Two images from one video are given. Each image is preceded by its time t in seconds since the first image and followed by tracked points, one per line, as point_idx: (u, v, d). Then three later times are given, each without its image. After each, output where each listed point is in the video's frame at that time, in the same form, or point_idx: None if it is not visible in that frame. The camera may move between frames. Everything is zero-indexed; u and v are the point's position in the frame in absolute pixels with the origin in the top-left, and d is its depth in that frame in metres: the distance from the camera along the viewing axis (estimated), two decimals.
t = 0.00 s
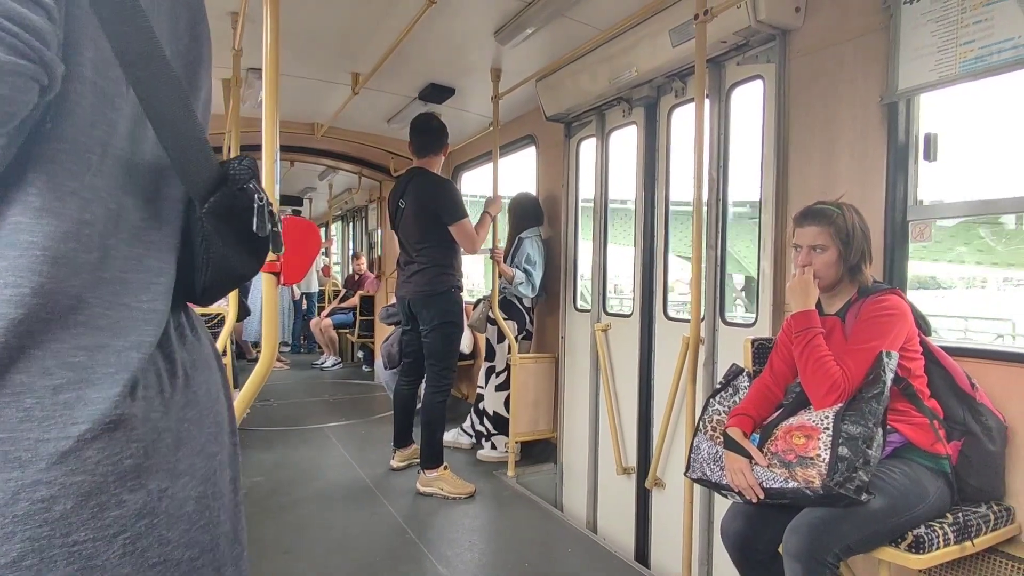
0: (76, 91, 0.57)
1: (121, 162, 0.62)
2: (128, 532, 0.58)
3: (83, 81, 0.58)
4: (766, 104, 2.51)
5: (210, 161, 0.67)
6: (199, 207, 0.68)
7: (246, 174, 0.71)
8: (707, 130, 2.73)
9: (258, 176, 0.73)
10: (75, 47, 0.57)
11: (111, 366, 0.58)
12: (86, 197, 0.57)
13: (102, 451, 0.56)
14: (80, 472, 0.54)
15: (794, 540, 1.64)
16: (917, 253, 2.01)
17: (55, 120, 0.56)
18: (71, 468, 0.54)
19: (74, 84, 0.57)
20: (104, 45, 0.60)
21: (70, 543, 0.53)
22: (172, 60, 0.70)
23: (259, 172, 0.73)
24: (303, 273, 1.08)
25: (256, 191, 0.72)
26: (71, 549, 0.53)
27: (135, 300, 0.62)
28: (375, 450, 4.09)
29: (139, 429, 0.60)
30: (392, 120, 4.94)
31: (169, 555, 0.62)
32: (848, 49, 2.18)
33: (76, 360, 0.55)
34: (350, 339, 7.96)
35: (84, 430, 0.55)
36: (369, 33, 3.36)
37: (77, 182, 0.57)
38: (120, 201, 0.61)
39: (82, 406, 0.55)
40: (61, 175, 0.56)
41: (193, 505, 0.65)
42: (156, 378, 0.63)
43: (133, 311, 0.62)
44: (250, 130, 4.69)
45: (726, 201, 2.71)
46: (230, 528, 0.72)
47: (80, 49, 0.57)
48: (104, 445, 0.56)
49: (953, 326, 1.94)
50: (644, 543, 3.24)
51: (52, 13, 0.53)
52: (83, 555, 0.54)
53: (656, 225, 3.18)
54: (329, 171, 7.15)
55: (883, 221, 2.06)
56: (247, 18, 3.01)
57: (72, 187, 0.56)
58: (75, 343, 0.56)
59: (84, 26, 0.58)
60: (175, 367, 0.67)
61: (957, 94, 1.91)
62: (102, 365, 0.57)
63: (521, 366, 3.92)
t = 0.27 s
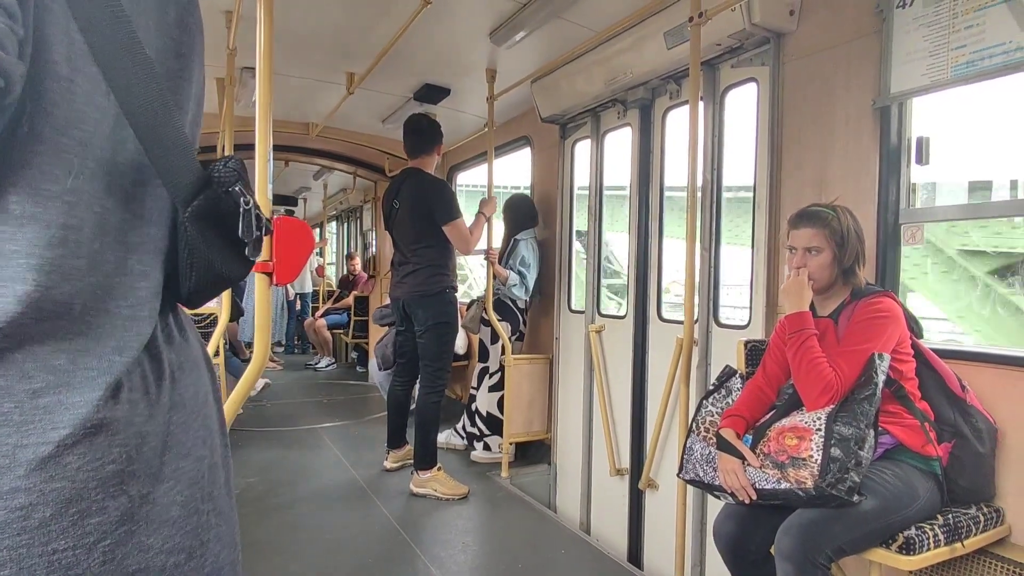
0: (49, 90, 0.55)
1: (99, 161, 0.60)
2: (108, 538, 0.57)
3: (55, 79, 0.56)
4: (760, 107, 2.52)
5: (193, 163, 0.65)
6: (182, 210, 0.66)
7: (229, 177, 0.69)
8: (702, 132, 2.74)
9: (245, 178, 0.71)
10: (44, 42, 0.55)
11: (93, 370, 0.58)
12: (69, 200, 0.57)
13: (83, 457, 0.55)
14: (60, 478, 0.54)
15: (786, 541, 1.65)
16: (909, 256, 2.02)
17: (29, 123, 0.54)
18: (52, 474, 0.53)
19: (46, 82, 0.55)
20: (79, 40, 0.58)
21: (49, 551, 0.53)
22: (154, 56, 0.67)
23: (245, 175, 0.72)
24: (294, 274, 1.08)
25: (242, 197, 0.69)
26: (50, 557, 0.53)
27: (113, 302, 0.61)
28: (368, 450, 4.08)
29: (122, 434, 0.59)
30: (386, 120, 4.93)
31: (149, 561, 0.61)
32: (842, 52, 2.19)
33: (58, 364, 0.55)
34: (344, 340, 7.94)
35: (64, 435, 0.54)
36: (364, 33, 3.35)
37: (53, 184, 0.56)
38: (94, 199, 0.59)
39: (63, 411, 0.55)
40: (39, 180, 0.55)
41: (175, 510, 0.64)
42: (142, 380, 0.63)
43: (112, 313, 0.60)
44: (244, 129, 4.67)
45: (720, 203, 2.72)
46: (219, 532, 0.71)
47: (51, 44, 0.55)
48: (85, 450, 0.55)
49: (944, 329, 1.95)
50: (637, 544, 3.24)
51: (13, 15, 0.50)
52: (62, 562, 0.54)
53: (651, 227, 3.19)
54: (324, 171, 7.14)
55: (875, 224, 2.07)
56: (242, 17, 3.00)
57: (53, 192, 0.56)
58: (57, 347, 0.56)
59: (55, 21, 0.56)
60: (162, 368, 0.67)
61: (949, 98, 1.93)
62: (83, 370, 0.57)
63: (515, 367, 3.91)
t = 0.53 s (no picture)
0: (60, 98, 0.56)
1: (114, 166, 0.60)
2: (119, 533, 0.56)
3: (65, 87, 0.56)
4: (758, 107, 2.53)
5: (199, 170, 0.63)
6: (188, 216, 0.64)
7: (236, 185, 0.66)
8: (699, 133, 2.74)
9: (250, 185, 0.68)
10: (52, 49, 0.55)
11: (105, 368, 0.57)
12: (87, 208, 0.57)
13: (98, 452, 0.54)
14: (76, 474, 0.53)
15: (783, 541, 1.66)
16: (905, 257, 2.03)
17: (45, 133, 0.55)
18: (67, 469, 0.52)
19: (56, 89, 0.55)
20: (88, 46, 0.57)
21: (63, 546, 0.52)
22: (160, 61, 0.67)
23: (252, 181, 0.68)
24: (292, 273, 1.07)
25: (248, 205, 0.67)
26: (65, 552, 0.52)
27: (123, 306, 0.60)
28: (365, 450, 4.07)
29: (134, 429, 0.58)
30: (384, 119, 4.93)
31: (156, 554, 0.60)
32: (839, 53, 2.20)
33: (73, 362, 0.55)
34: (341, 339, 7.93)
35: (79, 431, 0.53)
36: (362, 32, 3.35)
37: (67, 192, 0.56)
38: (110, 206, 0.59)
39: (77, 407, 0.54)
40: (56, 190, 0.55)
41: (180, 505, 0.64)
42: (150, 377, 0.62)
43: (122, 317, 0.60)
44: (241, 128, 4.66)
45: (717, 203, 2.73)
46: (224, 526, 0.70)
47: (59, 52, 0.55)
48: (100, 446, 0.55)
49: (939, 330, 1.96)
50: (634, 544, 3.25)
51: (12, 27, 0.48)
52: (77, 557, 0.53)
53: (648, 227, 3.19)
54: (321, 170, 7.13)
55: (872, 225, 2.08)
56: (240, 15, 2.99)
57: (70, 200, 0.56)
58: (73, 346, 0.55)
59: (64, 28, 0.56)
60: (168, 363, 0.66)
61: (945, 100, 1.93)
62: (96, 367, 0.56)
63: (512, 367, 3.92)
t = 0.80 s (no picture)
0: (65, 94, 0.55)
1: (119, 164, 0.59)
2: (124, 527, 0.55)
3: (71, 84, 0.55)
4: (757, 108, 2.53)
5: (201, 168, 0.63)
6: (188, 213, 0.64)
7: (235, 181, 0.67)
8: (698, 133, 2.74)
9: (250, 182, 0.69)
10: (56, 47, 0.54)
11: (110, 364, 0.57)
12: (92, 205, 0.57)
13: (103, 447, 0.54)
14: (81, 469, 0.52)
15: (781, 540, 1.66)
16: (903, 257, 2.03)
17: (52, 130, 0.55)
18: (73, 465, 0.52)
19: (61, 86, 0.55)
20: (93, 42, 0.57)
21: (70, 541, 0.51)
22: (163, 58, 0.67)
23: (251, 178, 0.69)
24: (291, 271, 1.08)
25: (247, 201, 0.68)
26: (70, 547, 0.51)
27: (127, 304, 0.60)
28: (363, 448, 4.07)
29: (138, 425, 0.57)
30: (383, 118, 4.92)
31: (164, 549, 0.58)
32: (838, 53, 2.20)
33: (79, 359, 0.54)
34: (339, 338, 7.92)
35: (84, 427, 0.53)
36: (362, 30, 3.34)
37: (72, 189, 0.56)
38: (115, 203, 0.59)
39: (83, 404, 0.54)
40: (62, 187, 0.55)
41: (187, 498, 0.62)
42: (153, 373, 0.62)
43: (125, 315, 0.60)
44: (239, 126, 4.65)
45: (715, 203, 2.73)
46: (232, 521, 0.69)
47: (64, 48, 0.55)
48: (105, 441, 0.54)
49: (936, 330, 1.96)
50: (631, 544, 3.25)
51: (16, 20, 0.47)
52: (83, 551, 0.52)
53: (646, 226, 3.19)
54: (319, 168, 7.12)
55: (870, 225, 2.09)
56: (239, 13, 2.98)
57: (76, 197, 0.56)
58: (78, 343, 0.55)
59: (69, 25, 0.55)
60: (169, 361, 0.65)
61: (942, 100, 1.93)
62: (102, 364, 0.56)
63: (510, 365, 3.92)
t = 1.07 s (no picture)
0: (58, 94, 0.55)
1: (112, 161, 0.59)
2: (117, 523, 0.55)
3: (63, 82, 0.55)
4: (756, 107, 2.54)
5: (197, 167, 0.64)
6: (181, 211, 0.65)
7: (229, 180, 0.69)
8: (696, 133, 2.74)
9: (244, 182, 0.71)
10: (52, 46, 0.54)
11: (102, 361, 0.56)
12: (85, 203, 0.56)
13: (96, 445, 0.53)
14: (73, 466, 0.51)
15: (777, 539, 1.66)
16: (901, 257, 2.04)
17: (44, 128, 0.54)
18: (66, 463, 0.51)
19: (54, 85, 0.54)
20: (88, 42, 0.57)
21: (62, 537, 0.50)
22: (158, 55, 0.66)
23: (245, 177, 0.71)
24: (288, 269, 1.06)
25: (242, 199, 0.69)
26: (63, 543, 0.50)
27: (117, 301, 0.60)
28: (361, 447, 4.07)
29: (130, 422, 0.57)
30: (381, 117, 4.91)
31: (152, 545, 0.58)
32: (836, 53, 2.20)
33: (71, 355, 0.53)
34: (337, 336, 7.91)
35: (77, 424, 0.52)
36: (359, 28, 3.33)
37: (64, 187, 0.55)
38: (107, 199, 0.58)
39: (76, 400, 0.53)
40: (53, 184, 0.54)
41: (175, 496, 0.62)
42: (145, 370, 0.62)
43: (116, 312, 0.59)
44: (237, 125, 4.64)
45: (714, 202, 2.73)
46: (222, 516, 0.69)
47: (60, 47, 0.55)
48: (98, 439, 0.54)
49: (934, 330, 1.96)
50: (629, 543, 3.26)
51: (12, 21, 0.47)
52: (76, 547, 0.51)
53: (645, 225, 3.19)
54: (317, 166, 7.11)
55: (868, 224, 2.09)
56: (236, 11, 2.97)
57: (67, 195, 0.55)
58: (70, 340, 0.54)
59: (64, 22, 0.55)
60: (162, 358, 0.65)
61: (942, 100, 1.94)
62: (94, 360, 0.55)
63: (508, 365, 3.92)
